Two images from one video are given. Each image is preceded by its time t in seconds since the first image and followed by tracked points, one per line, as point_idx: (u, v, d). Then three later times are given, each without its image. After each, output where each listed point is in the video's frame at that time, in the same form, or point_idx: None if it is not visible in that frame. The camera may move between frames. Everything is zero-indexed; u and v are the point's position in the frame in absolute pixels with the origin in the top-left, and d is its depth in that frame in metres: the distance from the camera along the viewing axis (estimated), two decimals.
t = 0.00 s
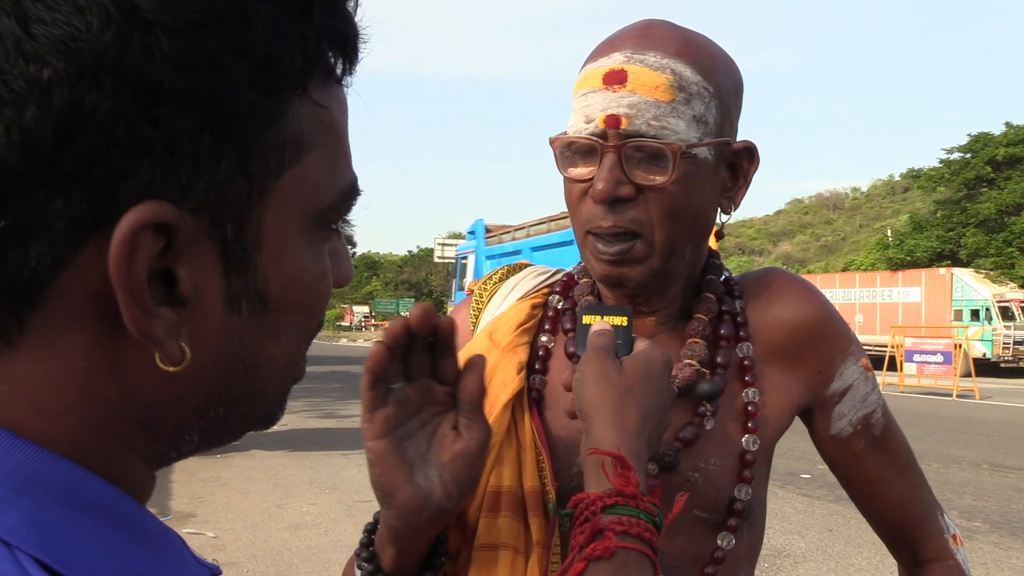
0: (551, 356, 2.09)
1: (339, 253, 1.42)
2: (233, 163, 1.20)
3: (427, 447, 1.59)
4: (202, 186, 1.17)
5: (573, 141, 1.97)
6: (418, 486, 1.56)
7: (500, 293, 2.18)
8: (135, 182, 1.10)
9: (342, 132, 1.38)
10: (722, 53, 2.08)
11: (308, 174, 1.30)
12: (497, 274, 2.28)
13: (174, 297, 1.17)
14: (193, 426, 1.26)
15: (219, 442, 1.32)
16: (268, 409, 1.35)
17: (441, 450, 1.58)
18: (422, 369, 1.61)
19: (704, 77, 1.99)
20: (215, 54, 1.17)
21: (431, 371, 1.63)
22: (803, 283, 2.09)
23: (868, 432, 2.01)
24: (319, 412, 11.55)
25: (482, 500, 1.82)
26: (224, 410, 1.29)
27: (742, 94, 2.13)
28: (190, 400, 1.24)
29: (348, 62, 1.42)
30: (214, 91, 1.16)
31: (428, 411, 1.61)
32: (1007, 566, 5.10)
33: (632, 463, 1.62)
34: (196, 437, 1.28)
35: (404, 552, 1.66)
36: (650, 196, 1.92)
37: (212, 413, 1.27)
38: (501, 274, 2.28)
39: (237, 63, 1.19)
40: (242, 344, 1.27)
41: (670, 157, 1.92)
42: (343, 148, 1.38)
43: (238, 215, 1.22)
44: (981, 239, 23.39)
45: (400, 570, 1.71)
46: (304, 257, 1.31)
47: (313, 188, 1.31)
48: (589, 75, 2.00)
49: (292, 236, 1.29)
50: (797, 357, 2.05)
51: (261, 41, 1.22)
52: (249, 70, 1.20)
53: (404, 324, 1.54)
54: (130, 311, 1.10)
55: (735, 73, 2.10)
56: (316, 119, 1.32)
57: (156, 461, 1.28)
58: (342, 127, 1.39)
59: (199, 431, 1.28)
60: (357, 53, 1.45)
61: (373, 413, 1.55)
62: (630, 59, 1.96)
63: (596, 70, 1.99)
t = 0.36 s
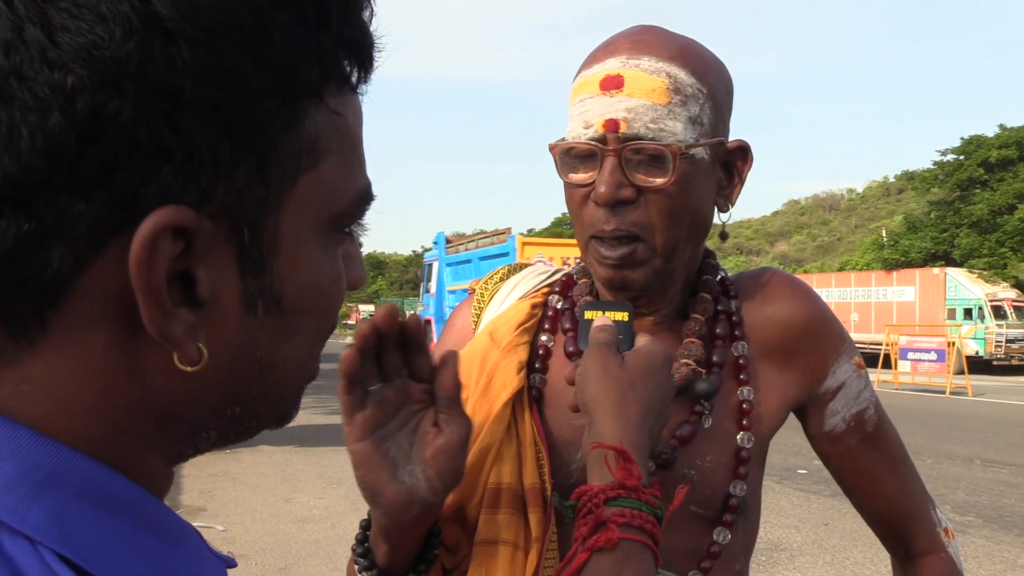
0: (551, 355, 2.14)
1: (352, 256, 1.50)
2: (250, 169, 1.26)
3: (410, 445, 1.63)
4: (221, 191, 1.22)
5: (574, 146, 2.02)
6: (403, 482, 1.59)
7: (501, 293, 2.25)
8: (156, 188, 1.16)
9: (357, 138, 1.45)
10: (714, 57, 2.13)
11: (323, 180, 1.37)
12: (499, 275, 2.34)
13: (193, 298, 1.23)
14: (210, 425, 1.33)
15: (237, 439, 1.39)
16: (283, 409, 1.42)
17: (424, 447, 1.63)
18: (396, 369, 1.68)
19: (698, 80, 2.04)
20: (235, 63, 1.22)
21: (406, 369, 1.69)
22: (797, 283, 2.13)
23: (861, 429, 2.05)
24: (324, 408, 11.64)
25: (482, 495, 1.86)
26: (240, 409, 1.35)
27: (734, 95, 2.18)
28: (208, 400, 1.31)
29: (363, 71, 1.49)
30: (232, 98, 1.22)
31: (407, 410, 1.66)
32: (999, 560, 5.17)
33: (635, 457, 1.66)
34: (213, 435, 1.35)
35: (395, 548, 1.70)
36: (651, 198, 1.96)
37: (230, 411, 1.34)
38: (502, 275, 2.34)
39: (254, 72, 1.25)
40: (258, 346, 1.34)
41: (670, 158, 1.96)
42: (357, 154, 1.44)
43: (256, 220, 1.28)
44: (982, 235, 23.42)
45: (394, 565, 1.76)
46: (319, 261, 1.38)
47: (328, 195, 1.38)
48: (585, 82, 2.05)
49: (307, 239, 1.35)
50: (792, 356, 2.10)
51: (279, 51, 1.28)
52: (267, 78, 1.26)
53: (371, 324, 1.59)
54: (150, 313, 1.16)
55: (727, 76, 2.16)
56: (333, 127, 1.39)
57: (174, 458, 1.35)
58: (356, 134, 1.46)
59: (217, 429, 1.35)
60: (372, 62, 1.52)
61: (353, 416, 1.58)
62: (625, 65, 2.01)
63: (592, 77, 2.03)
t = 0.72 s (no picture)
0: (549, 354, 2.18)
1: (357, 256, 1.54)
2: (257, 172, 1.30)
3: (422, 450, 1.68)
4: (229, 195, 1.27)
5: (574, 147, 2.05)
6: (417, 488, 1.64)
7: (501, 292, 2.29)
8: (166, 191, 1.20)
9: (362, 140, 1.49)
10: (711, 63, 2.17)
11: (330, 183, 1.41)
12: (498, 275, 2.39)
13: (201, 298, 1.27)
14: (218, 421, 1.37)
15: (245, 435, 1.43)
16: (290, 405, 1.46)
17: (436, 454, 1.68)
18: (409, 377, 1.70)
19: (697, 84, 2.08)
20: (243, 68, 1.26)
21: (419, 379, 1.73)
22: (790, 284, 2.17)
23: (853, 425, 2.09)
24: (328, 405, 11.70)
25: (483, 491, 1.90)
26: (248, 405, 1.39)
27: (730, 100, 2.22)
28: (216, 396, 1.35)
29: (368, 76, 1.53)
30: (240, 104, 1.26)
31: (420, 416, 1.70)
32: (989, 554, 5.21)
33: (632, 452, 1.70)
34: (222, 430, 1.39)
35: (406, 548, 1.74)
36: (649, 200, 2.00)
37: (239, 407, 1.39)
38: (501, 275, 2.38)
39: (263, 77, 1.28)
40: (266, 345, 1.38)
41: (669, 160, 2.00)
42: (362, 158, 1.49)
43: (263, 222, 1.32)
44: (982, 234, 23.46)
45: (404, 564, 1.79)
46: (325, 260, 1.42)
47: (332, 197, 1.42)
48: (586, 84, 2.08)
49: (313, 240, 1.40)
50: (785, 355, 2.13)
51: (286, 57, 1.32)
52: (274, 83, 1.30)
53: (384, 335, 1.62)
54: (160, 313, 1.20)
55: (724, 82, 2.20)
56: (339, 129, 1.43)
57: (184, 452, 1.39)
58: (362, 137, 1.50)
59: (225, 425, 1.39)
60: (377, 67, 1.56)
61: (367, 425, 1.62)
62: (626, 68, 2.05)
63: (593, 79, 2.07)
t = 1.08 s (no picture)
0: (549, 352, 2.20)
1: (357, 256, 1.56)
2: (259, 174, 1.32)
3: (418, 450, 1.70)
4: (231, 196, 1.29)
5: (574, 148, 2.08)
6: (413, 488, 1.67)
7: (501, 292, 2.32)
8: (169, 192, 1.22)
9: (361, 143, 1.51)
10: (710, 68, 2.20)
11: (330, 185, 1.43)
12: (498, 274, 2.41)
13: (204, 297, 1.30)
14: (221, 418, 1.40)
15: (248, 432, 1.45)
16: (292, 402, 1.48)
17: (432, 454, 1.70)
18: (404, 379, 1.73)
19: (697, 87, 2.10)
20: (245, 71, 1.28)
21: (413, 380, 1.75)
22: (785, 284, 2.20)
23: (847, 423, 2.11)
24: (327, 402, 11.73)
25: (483, 487, 1.92)
26: (251, 402, 1.42)
27: (728, 104, 2.25)
28: (218, 394, 1.37)
29: (367, 79, 1.55)
30: (242, 107, 1.28)
31: (415, 417, 1.73)
32: (980, 547, 5.24)
33: (628, 451, 1.72)
34: (225, 427, 1.41)
35: (402, 547, 1.76)
36: (648, 200, 2.02)
37: (240, 404, 1.41)
38: (500, 274, 2.41)
39: (265, 81, 1.31)
40: (268, 343, 1.40)
41: (668, 161, 2.02)
42: (362, 160, 1.51)
43: (264, 223, 1.34)
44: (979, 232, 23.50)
45: (400, 561, 1.81)
46: (326, 261, 1.45)
47: (332, 199, 1.44)
48: (587, 86, 2.10)
49: (314, 242, 1.42)
50: (780, 354, 2.16)
51: (288, 62, 1.34)
52: (276, 87, 1.33)
53: (378, 340, 1.66)
54: (163, 313, 1.22)
55: (723, 86, 2.23)
56: (338, 133, 1.45)
57: (187, 448, 1.41)
58: (361, 139, 1.52)
59: (228, 421, 1.41)
60: (376, 71, 1.58)
61: (364, 427, 1.65)
62: (627, 70, 2.07)
63: (595, 81, 2.09)
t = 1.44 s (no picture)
0: (549, 351, 2.23)
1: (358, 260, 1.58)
2: (259, 180, 1.34)
3: (399, 389, 1.77)
4: (231, 202, 1.31)
5: (572, 157, 2.10)
6: (386, 422, 1.72)
7: (504, 291, 2.35)
8: (169, 197, 1.24)
9: (360, 148, 1.53)
10: (707, 77, 2.23)
11: (330, 190, 1.45)
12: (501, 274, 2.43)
13: (204, 301, 1.32)
14: (222, 420, 1.42)
15: (247, 433, 1.47)
16: (292, 403, 1.50)
17: (411, 392, 1.76)
18: (398, 317, 1.84)
19: (693, 97, 2.14)
20: (244, 79, 1.30)
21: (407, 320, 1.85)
22: (782, 287, 2.23)
23: (841, 424, 2.13)
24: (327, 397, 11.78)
25: (482, 483, 1.95)
26: (251, 404, 1.44)
27: (725, 113, 2.28)
28: (219, 395, 1.39)
29: (367, 84, 1.57)
30: (241, 114, 1.30)
31: (401, 354, 1.81)
32: (970, 545, 5.28)
33: (624, 449, 1.74)
34: (226, 428, 1.43)
35: (370, 489, 1.75)
36: (644, 208, 2.06)
37: (240, 406, 1.42)
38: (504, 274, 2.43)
39: (263, 89, 1.32)
40: (267, 345, 1.42)
41: (663, 171, 2.06)
42: (360, 166, 1.53)
43: (263, 226, 1.36)
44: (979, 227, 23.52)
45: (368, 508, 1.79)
46: (326, 266, 1.47)
47: (332, 204, 1.46)
48: (585, 96, 2.14)
49: (314, 247, 1.44)
50: (776, 355, 2.19)
51: (287, 69, 1.36)
52: (275, 93, 1.34)
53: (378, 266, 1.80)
54: (163, 318, 1.24)
55: (720, 95, 2.26)
56: (338, 138, 1.47)
57: (188, 449, 1.43)
58: (360, 144, 1.54)
59: (228, 423, 1.43)
60: (375, 75, 1.60)
61: (351, 349, 1.77)
62: (624, 81, 2.10)
63: (592, 91, 2.12)
